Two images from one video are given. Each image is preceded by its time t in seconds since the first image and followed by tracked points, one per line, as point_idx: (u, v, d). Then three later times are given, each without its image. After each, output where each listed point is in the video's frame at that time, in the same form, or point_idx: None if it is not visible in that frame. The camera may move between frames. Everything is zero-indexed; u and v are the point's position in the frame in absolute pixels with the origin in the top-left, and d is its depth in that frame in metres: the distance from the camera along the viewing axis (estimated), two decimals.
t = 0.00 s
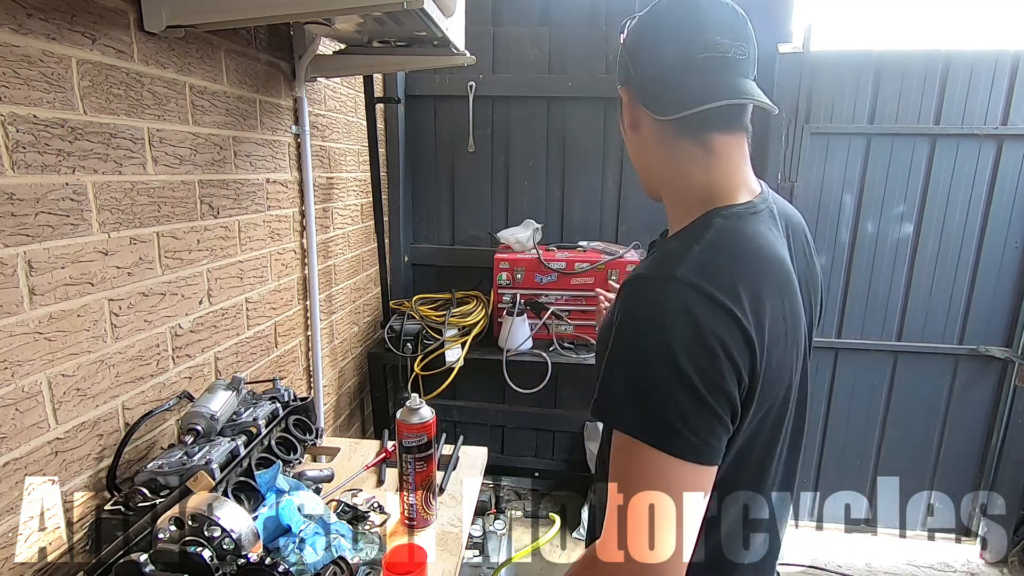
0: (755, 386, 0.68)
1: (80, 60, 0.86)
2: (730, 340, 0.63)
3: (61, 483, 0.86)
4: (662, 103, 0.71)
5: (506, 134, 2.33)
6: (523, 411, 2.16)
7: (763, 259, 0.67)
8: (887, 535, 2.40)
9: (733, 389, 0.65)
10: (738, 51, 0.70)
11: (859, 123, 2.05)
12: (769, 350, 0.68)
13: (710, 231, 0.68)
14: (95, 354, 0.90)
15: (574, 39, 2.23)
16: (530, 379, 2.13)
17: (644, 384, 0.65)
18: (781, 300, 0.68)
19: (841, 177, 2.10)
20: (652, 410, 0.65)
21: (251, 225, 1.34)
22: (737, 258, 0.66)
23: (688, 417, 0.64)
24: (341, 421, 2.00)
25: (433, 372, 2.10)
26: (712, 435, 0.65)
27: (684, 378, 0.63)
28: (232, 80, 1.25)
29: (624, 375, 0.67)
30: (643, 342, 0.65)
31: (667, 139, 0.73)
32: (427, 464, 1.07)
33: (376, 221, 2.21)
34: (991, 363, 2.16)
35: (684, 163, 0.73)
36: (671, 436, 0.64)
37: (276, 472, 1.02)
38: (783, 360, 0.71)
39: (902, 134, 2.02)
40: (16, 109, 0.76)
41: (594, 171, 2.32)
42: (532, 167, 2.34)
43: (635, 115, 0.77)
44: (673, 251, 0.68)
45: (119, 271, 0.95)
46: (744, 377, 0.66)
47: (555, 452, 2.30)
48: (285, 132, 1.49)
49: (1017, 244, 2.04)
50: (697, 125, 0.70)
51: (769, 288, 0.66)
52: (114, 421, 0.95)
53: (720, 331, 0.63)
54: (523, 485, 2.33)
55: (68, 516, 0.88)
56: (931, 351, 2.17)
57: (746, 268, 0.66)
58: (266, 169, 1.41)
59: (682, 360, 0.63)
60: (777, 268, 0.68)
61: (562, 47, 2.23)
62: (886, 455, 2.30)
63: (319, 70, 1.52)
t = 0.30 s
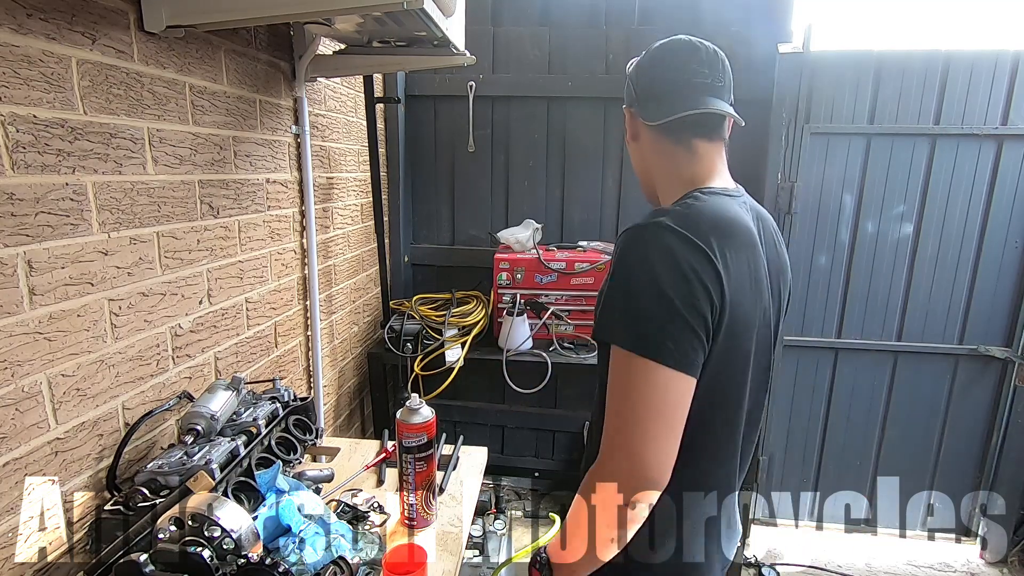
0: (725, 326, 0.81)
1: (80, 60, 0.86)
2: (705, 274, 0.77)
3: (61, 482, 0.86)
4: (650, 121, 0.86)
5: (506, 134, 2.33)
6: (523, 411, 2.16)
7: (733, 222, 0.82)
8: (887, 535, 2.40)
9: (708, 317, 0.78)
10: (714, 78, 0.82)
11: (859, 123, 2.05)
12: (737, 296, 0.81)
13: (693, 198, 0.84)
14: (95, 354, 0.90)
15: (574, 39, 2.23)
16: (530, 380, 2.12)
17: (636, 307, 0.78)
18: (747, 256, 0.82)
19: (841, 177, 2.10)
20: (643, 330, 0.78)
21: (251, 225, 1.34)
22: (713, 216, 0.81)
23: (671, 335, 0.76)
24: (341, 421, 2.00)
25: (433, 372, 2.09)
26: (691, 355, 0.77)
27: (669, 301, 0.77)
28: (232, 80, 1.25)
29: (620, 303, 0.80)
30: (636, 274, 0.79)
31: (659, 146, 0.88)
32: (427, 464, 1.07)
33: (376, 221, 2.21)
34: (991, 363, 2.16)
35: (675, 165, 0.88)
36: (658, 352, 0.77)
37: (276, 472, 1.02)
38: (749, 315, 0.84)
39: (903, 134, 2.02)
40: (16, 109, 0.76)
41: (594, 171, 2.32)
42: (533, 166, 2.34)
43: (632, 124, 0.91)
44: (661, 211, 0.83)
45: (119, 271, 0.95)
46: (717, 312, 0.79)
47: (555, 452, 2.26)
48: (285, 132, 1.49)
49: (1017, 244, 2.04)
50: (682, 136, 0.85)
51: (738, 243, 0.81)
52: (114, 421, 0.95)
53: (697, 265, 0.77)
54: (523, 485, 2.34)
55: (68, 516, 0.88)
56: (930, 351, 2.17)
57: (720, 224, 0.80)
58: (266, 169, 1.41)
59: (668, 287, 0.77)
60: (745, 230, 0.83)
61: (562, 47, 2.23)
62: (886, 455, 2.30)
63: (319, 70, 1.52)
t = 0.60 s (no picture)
0: (708, 274, 0.88)
1: (81, 60, 0.86)
2: (679, 220, 0.87)
3: (61, 483, 0.86)
4: (642, 141, 1.01)
5: (506, 134, 2.33)
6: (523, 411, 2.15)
7: (706, 193, 0.92)
8: (887, 535, 2.40)
9: (687, 257, 0.85)
10: (690, 102, 0.99)
11: (859, 123, 2.05)
12: (717, 250, 0.88)
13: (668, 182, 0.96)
14: (95, 354, 0.90)
15: (574, 40, 2.23)
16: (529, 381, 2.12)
17: (621, 251, 0.87)
18: (722, 221, 0.91)
19: (841, 176, 2.10)
20: (630, 265, 0.85)
21: (251, 225, 1.34)
22: (687, 187, 0.92)
23: (655, 266, 0.84)
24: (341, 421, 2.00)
25: (432, 372, 2.09)
26: (675, 286, 0.83)
27: (651, 240, 0.85)
28: (232, 80, 1.25)
29: (607, 254, 0.89)
30: (620, 227, 0.89)
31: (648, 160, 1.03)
32: (427, 464, 1.07)
33: (376, 221, 2.21)
34: (991, 363, 2.16)
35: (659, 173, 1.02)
36: (645, 282, 0.83)
37: (276, 472, 1.02)
38: (731, 275, 0.90)
39: (903, 134, 2.02)
40: (16, 109, 0.76)
41: (594, 171, 2.32)
42: (533, 166, 2.34)
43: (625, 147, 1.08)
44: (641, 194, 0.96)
45: (119, 271, 0.94)
46: (696, 256, 0.86)
47: (555, 453, 2.28)
48: (285, 132, 1.49)
49: (1017, 244, 2.04)
50: (668, 148, 1.00)
51: (712, 208, 0.91)
52: (113, 421, 0.95)
53: (673, 214, 0.87)
54: (523, 485, 2.33)
55: (68, 516, 0.88)
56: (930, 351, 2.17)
57: (694, 191, 0.91)
58: (266, 169, 1.41)
59: (649, 232, 0.86)
60: (717, 200, 0.93)
61: (562, 48, 2.23)
62: (886, 456, 2.30)
63: (319, 70, 1.52)
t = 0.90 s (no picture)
0: (696, 260, 0.88)
1: (81, 60, 0.86)
2: (667, 208, 0.89)
3: (61, 483, 0.86)
4: (638, 146, 1.02)
5: (506, 134, 2.33)
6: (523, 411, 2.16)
7: (696, 188, 0.94)
8: (887, 535, 2.40)
9: (673, 240, 0.87)
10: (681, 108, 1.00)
11: (859, 123, 2.05)
12: (707, 239, 0.89)
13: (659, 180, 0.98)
14: (95, 354, 0.90)
15: (573, 40, 2.23)
16: (530, 379, 2.13)
17: (610, 236, 0.89)
18: (711, 213, 0.92)
19: (841, 176, 2.10)
20: (619, 248, 0.86)
21: (251, 225, 1.34)
22: (676, 182, 0.94)
23: (641, 246, 0.85)
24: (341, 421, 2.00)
25: (433, 372, 2.09)
26: (661, 266, 0.85)
27: (638, 225, 0.87)
28: (232, 80, 1.25)
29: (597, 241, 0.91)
30: (609, 216, 0.92)
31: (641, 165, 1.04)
32: (427, 464, 1.07)
33: (376, 221, 2.21)
34: (991, 363, 2.16)
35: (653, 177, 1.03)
36: (633, 263, 0.85)
37: (276, 471, 1.02)
38: (723, 265, 0.91)
39: (903, 134, 2.03)
40: (16, 109, 0.76)
41: (594, 171, 2.32)
42: (533, 166, 2.34)
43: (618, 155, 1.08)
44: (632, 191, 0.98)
45: (119, 271, 0.94)
46: (684, 243, 0.87)
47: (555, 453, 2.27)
48: (285, 132, 1.49)
49: (1017, 244, 2.04)
50: (662, 152, 1.00)
51: (701, 200, 0.92)
52: (114, 421, 0.95)
53: (660, 203, 0.89)
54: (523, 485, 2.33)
55: (68, 516, 0.88)
56: (930, 350, 2.17)
57: (683, 185, 0.93)
58: (266, 169, 1.41)
59: (637, 218, 0.88)
60: (708, 194, 0.95)
61: (562, 48, 2.24)
62: (886, 456, 2.30)
63: (319, 70, 1.52)
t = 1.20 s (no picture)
0: (685, 266, 0.88)
1: (81, 60, 0.86)
2: (657, 214, 0.88)
3: (61, 482, 0.86)
4: (631, 145, 1.01)
5: (506, 134, 2.33)
6: (523, 411, 2.15)
7: (688, 191, 0.93)
8: (887, 535, 2.40)
9: (662, 247, 0.86)
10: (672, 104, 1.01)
11: (859, 123, 2.05)
12: (697, 244, 0.89)
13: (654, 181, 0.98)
14: (95, 354, 0.90)
15: (574, 40, 2.23)
16: (530, 380, 2.16)
17: (600, 242, 0.89)
18: (703, 216, 0.91)
19: (841, 176, 2.10)
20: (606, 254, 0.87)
21: (251, 225, 1.34)
22: (668, 185, 0.93)
23: (629, 254, 0.85)
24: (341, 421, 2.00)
25: (433, 372, 2.09)
26: (649, 275, 0.84)
27: (626, 232, 0.87)
28: (232, 80, 1.25)
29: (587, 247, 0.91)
30: (600, 221, 0.91)
31: (635, 164, 1.04)
32: (427, 464, 1.07)
33: (376, 221, 2.21)
34: (991, 363, 2.16)
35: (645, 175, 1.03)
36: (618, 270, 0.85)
37: (276, 472, 1.02)
38: (714, 269, 0.90)
39: (903, 134, 2.03)
40: (16, 109, 0.76)
41: (594, 172, 2.32)
42: (533, 166, 2.34)
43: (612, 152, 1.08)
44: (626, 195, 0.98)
45: (119, 271, 0.94)
46: (673, 249, 0.87)
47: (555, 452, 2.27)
48: (285, 132, 1.49)
49: (1017, 244, 2.04)
50: (657, 150, 1.00)
51: (693, 203, 0.91)
52: (114, 421, 0.95)
53: (650, 209, 0.88)
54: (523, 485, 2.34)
55: (67, 516, 0.88)
56: (930, 350, 2.17)
57: (676, 189, 0.92)
58: (266, 169, 1.41)
59: (625, 224, 0.88)
60: (703, 198, 0.94)
61: (563, 48, 2.24)
62: (886, 456, 2.30)
63: (319, 70, 1.52)
